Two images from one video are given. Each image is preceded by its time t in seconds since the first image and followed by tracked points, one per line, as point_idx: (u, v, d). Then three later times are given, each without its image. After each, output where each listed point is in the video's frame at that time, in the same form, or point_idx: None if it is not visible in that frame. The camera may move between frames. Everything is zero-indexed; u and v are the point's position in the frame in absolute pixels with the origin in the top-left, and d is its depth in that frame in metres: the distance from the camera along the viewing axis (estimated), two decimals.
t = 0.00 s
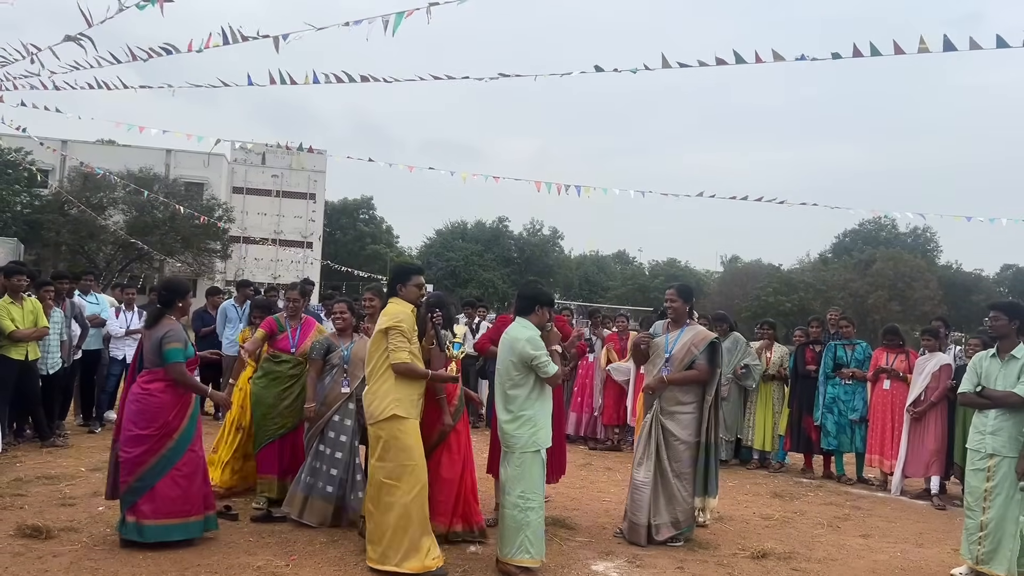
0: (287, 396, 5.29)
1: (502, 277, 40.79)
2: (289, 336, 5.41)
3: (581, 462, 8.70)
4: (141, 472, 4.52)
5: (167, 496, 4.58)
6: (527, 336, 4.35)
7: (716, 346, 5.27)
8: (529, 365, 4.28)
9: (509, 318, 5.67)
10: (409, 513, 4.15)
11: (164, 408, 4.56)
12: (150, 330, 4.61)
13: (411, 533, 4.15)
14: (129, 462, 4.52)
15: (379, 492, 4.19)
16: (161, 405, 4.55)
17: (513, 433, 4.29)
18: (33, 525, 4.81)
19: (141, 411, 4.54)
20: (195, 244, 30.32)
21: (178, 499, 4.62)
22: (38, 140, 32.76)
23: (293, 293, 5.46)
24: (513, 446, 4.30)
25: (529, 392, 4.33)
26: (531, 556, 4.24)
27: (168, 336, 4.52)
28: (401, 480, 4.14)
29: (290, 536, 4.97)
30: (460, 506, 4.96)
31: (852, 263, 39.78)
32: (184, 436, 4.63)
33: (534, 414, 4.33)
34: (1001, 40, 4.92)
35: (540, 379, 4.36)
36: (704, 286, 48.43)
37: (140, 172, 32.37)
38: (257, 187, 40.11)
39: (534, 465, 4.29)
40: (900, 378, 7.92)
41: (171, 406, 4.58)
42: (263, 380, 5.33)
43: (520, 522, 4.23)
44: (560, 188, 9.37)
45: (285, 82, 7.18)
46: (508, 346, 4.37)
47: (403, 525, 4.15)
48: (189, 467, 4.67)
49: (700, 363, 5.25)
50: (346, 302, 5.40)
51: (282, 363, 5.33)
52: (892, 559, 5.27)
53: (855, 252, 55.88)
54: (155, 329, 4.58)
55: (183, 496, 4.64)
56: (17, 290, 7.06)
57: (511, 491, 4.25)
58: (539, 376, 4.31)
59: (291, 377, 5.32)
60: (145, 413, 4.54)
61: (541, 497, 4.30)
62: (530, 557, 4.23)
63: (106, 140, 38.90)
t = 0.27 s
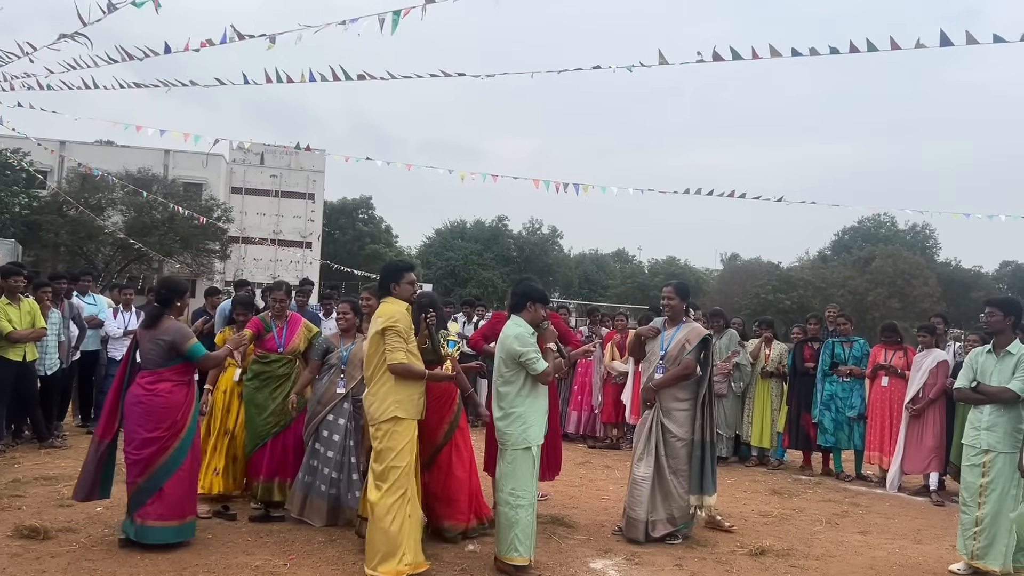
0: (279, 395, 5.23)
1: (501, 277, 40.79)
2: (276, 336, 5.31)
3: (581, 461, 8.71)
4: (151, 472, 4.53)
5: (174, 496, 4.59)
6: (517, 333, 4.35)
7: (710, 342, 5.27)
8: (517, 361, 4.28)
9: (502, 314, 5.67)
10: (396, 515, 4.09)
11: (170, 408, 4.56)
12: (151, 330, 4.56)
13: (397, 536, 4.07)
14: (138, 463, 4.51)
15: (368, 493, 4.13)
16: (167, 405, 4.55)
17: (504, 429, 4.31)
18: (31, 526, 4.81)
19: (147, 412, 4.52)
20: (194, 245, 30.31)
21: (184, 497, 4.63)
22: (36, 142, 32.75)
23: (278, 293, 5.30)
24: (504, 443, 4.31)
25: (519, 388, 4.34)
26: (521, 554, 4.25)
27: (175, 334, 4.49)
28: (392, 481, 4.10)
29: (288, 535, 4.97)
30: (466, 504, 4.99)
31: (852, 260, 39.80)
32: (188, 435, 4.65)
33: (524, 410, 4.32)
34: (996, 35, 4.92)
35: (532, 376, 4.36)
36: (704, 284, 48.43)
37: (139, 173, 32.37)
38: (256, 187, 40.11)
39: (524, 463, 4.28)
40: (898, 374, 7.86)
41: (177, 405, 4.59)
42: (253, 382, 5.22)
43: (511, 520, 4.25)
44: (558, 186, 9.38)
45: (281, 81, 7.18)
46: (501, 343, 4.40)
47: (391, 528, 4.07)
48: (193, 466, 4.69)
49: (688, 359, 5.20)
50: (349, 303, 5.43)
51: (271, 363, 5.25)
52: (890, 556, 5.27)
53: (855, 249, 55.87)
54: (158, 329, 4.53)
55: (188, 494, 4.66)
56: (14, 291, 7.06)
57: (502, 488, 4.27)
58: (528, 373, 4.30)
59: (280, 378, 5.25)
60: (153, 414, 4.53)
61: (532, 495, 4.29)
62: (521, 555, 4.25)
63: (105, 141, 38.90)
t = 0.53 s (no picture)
0: (268, 396, 5.29)
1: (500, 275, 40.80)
2: (270, 336, 5.36)
3: (579, 458, 8.71)
4: (160, 469, 4.53)
5: (181, 492, 4.61)
6: (513, 329, 4.35)
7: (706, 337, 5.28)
8: (514, 357, 4.28)
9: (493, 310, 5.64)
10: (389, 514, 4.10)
11: (177, 405, 4.58)
12: (157, 329, 4.57)
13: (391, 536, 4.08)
14: (147, 460, 4.51)
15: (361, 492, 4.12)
16: (174, 402, 4.56)
17: (502, 426, 4.31)
18: (29, 525, 4.81)
19: (156, 409, 4.51)
20: (192, 244, 30.29)
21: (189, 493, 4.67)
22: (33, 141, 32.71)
23: (273, 293, 5.33)
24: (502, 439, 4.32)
25: (516, 384, 4.34)
26: (517, 550, 4.26)
27: (186, 329, 4.56)
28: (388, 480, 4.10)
29: (286, 533, 4.98)
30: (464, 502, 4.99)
31: (850, 257, 39.84)
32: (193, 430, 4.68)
33: (520, 406, 4.32)
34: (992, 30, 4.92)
35: (528, 372, 4.35)
36: (702, 281, 48.44)
37: (137, 172, 32.33)
38: (253, 186, 40.10)
39: (520, 458, 4.28)
40: (895, 370, 7.89)
41: (182, 401, 4.62)
42: (246, 383, 5.32)
43: (508, 517, 4.25)
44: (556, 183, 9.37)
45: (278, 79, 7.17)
46: (497, 339, 4.40)
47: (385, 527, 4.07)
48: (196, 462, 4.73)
49: (683, 354, 5.19)
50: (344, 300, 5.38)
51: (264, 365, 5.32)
52: (887, 550, 5.29)
53: (853, 246, 55.90)
54: (165, 327, 4.56)
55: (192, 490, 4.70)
56: (9, 291, 7.05)
57: (499, 483, 4.28)
58: (524, 369, 4.30)
59: (270, 379, 5.30)
60: (161, 411, 4.53)
61: (528, 491, 4.29)
62: (519, 551, 4.25)
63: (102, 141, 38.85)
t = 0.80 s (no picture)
0: (256, 393, 5.22)
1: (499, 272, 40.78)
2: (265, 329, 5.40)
3: (577, 454, 8.71)
4: (160, 465, 4.53)
5: (179, 488, 4.62)
6: (512, 327, 4.35)
7: (705, 334, 5.31)
8: (512, 355, 4.28)
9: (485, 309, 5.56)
10: (393, 513, 4.09)
11: (177, 401, 4.58)
12: (158, 325, 4.57)
13: (396, 534, 4.08)
14: (146, 455, 4.51)
15: (362, 490, 4.12)
16: (175, 398, 4.57)
17: (501, 423, 4.31)
18: (26, 524, 4.81)
19: (156, 405, 4.52)
20: (190, 242, 30.25)
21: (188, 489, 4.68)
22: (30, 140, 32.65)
23: (271, 287, 5.30)
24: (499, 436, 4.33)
25: (516, 381, 4.32)
26: (519, 546, 4.27)
27: (189, 324, 4.60)
28: (391, 477, 4.10)
29: (284, 531, 4.98)
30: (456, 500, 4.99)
31: (848, 253, 39.87)
32: (192, 427, 4.69)
33: (519, 404, 4.31)
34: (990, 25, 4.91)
35: (527, 370, 4.34)
36: (701, 278, 48.44)
37: (134, 171, 32.28)
38: (252, 184, 40.06)
39: (521, 455, 4.29)
40: (893, 366, 7.89)
41: (183, 397, 4.63)
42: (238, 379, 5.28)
43: (508, 514, 4.25)
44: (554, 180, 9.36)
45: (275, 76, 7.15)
46: (495, 336, 4.40)
47: (390, 525, 4.07)
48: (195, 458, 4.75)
49: (683, 351, 5.22)
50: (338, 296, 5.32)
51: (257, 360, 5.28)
52: (885, 546, 5.29)
53: (852, 242, 55.91)
54: (166, 322, 4.57)
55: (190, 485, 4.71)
56: (6, 290, 7.03)
57: (499, 481, 4.28)
58: (523, 367, 4.29)
59: (259, 375, 5.24)
60: (162, 407, 4.53)
61: (529, 488, 4.29)
62: (520, 548, 4.27)
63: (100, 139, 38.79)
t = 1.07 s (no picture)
0: (249, 390, 5.25)
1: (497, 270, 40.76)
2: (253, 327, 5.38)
3: (576, 451, 8.71)
4: (153, 460, 4.53)
5: (174, 483, 4.61)
6: (511, 325, 4.34)
7: (703, 331, 5.32)
8: (511, 353, 4.27)
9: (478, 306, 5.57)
10: (394, 510, 4.09)
11: (169, 396, 4.56)
12: (152, 322, 4.57)
13: (396, 531, 4.08)
14: (141, 450, 4.52)
15: (362, 487, 4.11)
16: (167, 394, 4.55)
17: (501, 421, 4.31)
18: (24, 523, 4.80)
19: (149, 401, 4.52)
20: (189, 241, 30.20)
21: (185, 485, 4.67)
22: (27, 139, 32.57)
23: (254, 286, 5.29)
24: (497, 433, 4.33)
25: (515, 379, 4.32)
26: (520, 544, 4.28)
27: (183, 321, 4.60)
28: (391, 474, 4.10)
29: (282, 529, 4.98)
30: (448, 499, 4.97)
31: (846, 249, 39.90)
32: (187, 423, 4.66)
33: (518, 401, 4.31)
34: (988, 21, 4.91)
35: (525, 367, 4.34)
36: (699, 275, 48.45)
37: (132, 170, 32.22)
38: (249, 182, 40.02)
39: (521, 453, 4.29)
40: (889, 362, 7.95)
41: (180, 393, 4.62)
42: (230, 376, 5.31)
43: (508, 511, 4.25)
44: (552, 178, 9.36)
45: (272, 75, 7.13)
46: (493, 334, 4.39)
47: (391, 522, 4.07)
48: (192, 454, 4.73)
49: (684, 347, 5.23)
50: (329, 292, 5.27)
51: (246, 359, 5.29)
52: (883, 541, 5.30)
53: (850, 239, 55.97)
54: (160, 319, 4.58)
55: (187, 481, 4.69)
56: (4, 289, 7.02)
57: (498, 479, 4.27)
58: (522, 365, 4.29)
59: (252, 371, 5.27)
60: (155, 403, 4.53)
61: (528, 485, 4.29)
62: (520, 545, 4.27)
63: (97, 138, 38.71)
